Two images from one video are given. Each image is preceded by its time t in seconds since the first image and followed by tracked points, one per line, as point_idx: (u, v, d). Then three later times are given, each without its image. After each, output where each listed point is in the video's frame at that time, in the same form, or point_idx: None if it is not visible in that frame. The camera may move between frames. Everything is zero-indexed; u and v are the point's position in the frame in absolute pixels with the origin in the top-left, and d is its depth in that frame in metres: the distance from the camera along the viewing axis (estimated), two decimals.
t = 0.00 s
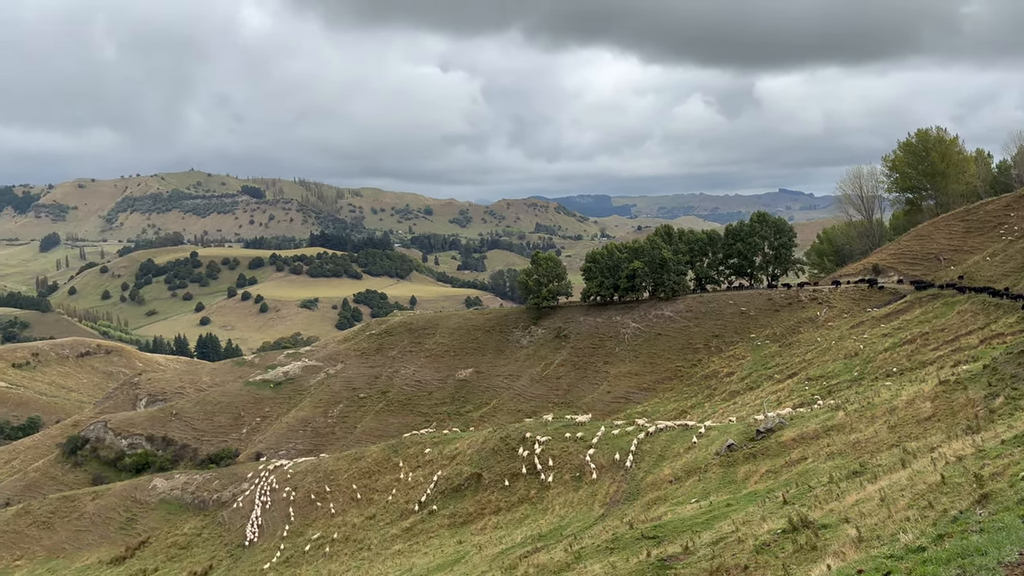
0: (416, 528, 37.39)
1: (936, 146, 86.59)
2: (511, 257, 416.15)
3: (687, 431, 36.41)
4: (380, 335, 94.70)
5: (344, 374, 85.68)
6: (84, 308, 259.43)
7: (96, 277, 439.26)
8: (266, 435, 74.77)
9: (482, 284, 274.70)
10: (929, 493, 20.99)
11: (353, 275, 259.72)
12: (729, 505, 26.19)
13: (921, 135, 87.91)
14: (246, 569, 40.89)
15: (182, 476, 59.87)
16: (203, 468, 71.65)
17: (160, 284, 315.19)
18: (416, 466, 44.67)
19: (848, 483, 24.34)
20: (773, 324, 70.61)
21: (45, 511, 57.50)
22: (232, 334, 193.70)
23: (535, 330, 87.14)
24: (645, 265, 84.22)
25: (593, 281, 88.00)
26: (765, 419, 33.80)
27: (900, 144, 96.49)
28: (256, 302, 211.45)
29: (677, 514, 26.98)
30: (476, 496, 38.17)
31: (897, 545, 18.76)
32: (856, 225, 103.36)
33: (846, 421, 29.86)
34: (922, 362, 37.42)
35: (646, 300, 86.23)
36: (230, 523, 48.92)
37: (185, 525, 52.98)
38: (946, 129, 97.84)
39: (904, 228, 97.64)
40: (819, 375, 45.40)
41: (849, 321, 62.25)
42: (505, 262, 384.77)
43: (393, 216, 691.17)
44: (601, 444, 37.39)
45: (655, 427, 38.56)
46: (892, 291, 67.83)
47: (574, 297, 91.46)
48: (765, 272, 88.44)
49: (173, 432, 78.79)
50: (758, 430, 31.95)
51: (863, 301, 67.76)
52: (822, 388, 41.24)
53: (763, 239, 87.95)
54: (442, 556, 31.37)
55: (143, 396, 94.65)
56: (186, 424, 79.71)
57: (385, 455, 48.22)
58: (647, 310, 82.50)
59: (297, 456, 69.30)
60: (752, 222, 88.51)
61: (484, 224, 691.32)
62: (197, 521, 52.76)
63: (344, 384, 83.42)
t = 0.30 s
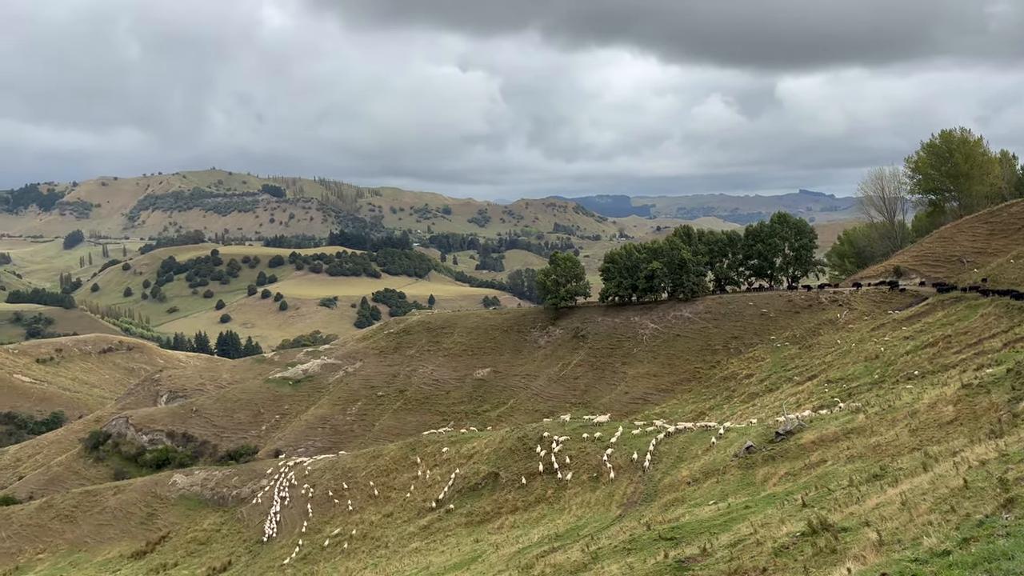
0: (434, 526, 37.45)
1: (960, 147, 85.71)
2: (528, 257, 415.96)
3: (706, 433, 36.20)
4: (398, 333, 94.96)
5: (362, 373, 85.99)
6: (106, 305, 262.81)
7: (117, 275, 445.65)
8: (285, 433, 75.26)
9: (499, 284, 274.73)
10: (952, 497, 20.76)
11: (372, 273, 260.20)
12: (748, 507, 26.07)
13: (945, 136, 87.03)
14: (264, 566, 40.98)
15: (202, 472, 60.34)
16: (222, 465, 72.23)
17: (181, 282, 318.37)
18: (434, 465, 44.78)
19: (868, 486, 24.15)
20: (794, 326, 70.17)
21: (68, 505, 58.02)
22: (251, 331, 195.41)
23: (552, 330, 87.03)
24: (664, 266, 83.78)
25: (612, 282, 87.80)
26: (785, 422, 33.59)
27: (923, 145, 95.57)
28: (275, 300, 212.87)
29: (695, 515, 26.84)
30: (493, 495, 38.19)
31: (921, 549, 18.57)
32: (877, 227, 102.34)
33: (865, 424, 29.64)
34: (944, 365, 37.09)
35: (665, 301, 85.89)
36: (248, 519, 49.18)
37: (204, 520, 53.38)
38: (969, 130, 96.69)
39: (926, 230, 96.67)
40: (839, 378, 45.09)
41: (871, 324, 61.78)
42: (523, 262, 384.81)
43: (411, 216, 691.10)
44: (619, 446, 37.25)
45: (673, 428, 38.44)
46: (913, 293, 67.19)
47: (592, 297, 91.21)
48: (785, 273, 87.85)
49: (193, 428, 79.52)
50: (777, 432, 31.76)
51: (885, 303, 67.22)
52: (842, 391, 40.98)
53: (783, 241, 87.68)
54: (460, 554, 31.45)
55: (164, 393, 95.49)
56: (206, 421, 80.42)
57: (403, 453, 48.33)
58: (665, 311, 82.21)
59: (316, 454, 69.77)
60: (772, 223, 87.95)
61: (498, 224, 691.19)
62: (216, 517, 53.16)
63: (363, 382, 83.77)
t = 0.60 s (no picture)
0: (445, 524, 37.47)
1: (978, 150, 85.09)
2: (542, 256, 416.32)
3: (718, 436, 35.89)
4: (410, 331, 94.94)
5: (375, 370, 86.10)
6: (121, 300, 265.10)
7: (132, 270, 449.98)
8: (297, 429, 75.55)
9: (512, 283, 274.90)
10: (967, 502, 20.59)
11: (384, 271, 260.54)
12: (760, 510, 25.93)
13: (962, 138, 86.38)
14: (274, 562, 41.04)
15: (214, 467, 60.48)
16: (235, 461, 72.58)
17: (195, 278, 320.35)
18: (446, 462, 44.80)
19: (882, 490, 23.96)
20: (808, 328, 69.82)
21: (82, 498, 58.39)
22: (264, 328, 196.51)
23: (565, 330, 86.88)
24: (678, 267, 83.46)
25: (625, 282, 87.52)
26: (799, 424, 33.41)
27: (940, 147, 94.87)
28: (289, 297, 213.92)
29: (707, 517, 26.71)
30: (504, 494, 38.18)
31: (937, 553, 18.40)
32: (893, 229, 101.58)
33: (880, 428, 29.41)
34: (960, 369, 36.80)
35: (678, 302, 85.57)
36: (260, 515, 49.35)
37: (217, 515, 53.68)
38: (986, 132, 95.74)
39: (943, 233, 95.92)
40: (853, 381, 44.81)
41: (886, 326, 61.44)
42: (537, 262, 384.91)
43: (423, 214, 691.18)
44: (631, 446, 37.10)
45: (686, 429, 38.31)
46: (929, 296, 66.72)
47: (605, 297, 90.92)
48: (800, 275, 87.50)
49: (206, 424, 79.95)
50: (790, 435, 31.57)
51: (901, 306, 66.87)
52: (856, 394, 40.73)
53: (799, 242, 87.19)
54: (471, 552, 31.46)
55: (178, 388, 95.98)
56: (219, 417, 80.83)
57: (415, 451, 48.31)
58: (678, 311, 81.91)
59: (328, 451, 70.11)
60: (787, 224, 87.54)
61: (508, 223, 691.10)
62: (227, 512, 53.44)
63: (375, 379, 83.92)
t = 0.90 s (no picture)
0: (447, 521, 37.54)
1: (985, 152, 84.92)
2: (547, 254, 416.55)
3: (721, 436, 35.88)
4: (414, 328, 94.99)
5: (378, 367, 86.16)
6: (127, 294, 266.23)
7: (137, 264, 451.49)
8: (300, 425, 75.70)
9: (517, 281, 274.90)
10: (970, 505, 20.57)
11: (389, 267, 260.57)
12: (762, 510, 25.94)
13: (968, 140, 86.22)
14: (276, 557, 41.03)
15: (217, 462, 60.62)
16: (237, 455, 72.73)
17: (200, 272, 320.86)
18: (449, 459, 44.83)
19: (884, 492, 23.98)
20: (811, 329, 69.79)
21: (85, 491, 58.55)
22: (268, 323, 197.05)
23: (568, 328, 86.86)
24: (682, 266, 83.39)
25: (630, 282, 87.57)
26: (801, 425, 33.44)
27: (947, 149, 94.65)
28: (295, 293, 214.56)
29: (709, 517, 26.73)
30: (506, 491, 38.25)
31: (940, 555, 18.42)
32: (898, 230, 101.62)
33: (883, 430, 29.41)
34: (965, 372, 36.76)
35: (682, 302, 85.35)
36: (263, 510, 49.39)
37: (219, 509, 53.78)
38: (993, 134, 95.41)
39: (948, 235, 95.77)
40: (857, 382, 44.78)
41: (890, 328, 61.46)
42: (542, 260, 384.52)
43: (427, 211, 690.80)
44: (633, 446, 37.07)
45: (689, 429, 38.31)
46: (934, 299, 66.64)
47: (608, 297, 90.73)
48: (805, 276, 87.73)
49: (209, 418, 80.18)
50: (793, 436, 31.59)
51: (905, 308, 66.84)
52: (859, 395, 40.71)
53: (804, 242, 87.08)
54: (473, 549, 31.51)
55: (181, 382, 96.25)
56: (222, 411, 81.06)
57: (418, 448, 48.41)
58: (682, 311, 81.78)
59: (330, 446, 70.42)
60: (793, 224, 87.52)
61: (511, 221, 691.14)
62: (230, 507, 53.56)
63: (378, 375, 83.94)
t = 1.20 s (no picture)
0: (439, 517, 37.56)
1: (979, 153, 85.13)
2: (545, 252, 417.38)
3: (712, 435, 35.94)
4: (408, 325, 94.70)
5: (372, 362, 86.00)
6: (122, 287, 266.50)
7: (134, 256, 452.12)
8: (294, 420, 75.72)
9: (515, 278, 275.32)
10: (961, 504, 20.66)
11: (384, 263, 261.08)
12: (754, 509, 26.01)
13: (964, 141, 86.51)
14: (266, 554, 40.86)
15: (208, 458, 60.50)
16: (230, 450, 72.72)
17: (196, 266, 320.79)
18: (440, 456, 44.78)
19: (876, 491, 24.08)
20: (804, 329, 69.98)
21: (76, 485, 58.43)
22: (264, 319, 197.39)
23: (562, 326, 86.73)
24: (676, 265, 83.29)
25: (623, 280, 87.35)
26: (792, 425, 33.48)
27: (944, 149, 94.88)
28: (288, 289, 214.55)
29: (700, 515, 26.80)
30: (498, 488, 38.24)
31: (933, 553, 18.53)
32: (892, 230, 102.24)
33: (875, 430, 29.48)
34: (955, 372, 36.94)
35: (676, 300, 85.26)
36: (254, 505, 49.26)
37: (210, 505, 53.64)
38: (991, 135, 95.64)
39: (942, 236, 96.02)
40: (848, 382, 44.95)
41: (883, 328, 61.76)
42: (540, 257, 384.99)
43: (422, 207, 691.06)
44: (625, 445, 37.01)
45: (679, 429, 38.35)
46: (926, 299, 66.56)
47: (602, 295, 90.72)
48: (797, 276, 87.25)
49: (201, 413, 80.21)
50: (785, 435, 31.64)
51: (896, 308, 66.99)
52: (850, 395, 40.87)
53: (797, 242, 86.89)
54: (464, 546, 31.51)
55: (174, 377, 96.11)
56: (214, 406, 81.11)
57: (410, 444, 48.42)
58: (676, 310, 81.74)
59: (323, 442, 70.62)
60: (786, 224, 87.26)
61: (507, 219, 691.18)
62: (222, 501, 53.50)
63: (371, 372, 83.83)
